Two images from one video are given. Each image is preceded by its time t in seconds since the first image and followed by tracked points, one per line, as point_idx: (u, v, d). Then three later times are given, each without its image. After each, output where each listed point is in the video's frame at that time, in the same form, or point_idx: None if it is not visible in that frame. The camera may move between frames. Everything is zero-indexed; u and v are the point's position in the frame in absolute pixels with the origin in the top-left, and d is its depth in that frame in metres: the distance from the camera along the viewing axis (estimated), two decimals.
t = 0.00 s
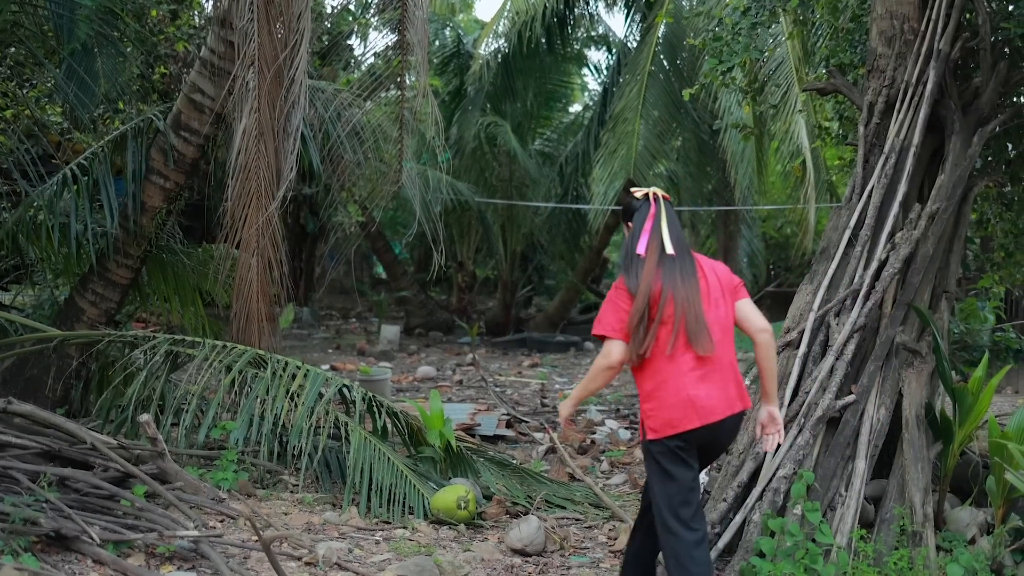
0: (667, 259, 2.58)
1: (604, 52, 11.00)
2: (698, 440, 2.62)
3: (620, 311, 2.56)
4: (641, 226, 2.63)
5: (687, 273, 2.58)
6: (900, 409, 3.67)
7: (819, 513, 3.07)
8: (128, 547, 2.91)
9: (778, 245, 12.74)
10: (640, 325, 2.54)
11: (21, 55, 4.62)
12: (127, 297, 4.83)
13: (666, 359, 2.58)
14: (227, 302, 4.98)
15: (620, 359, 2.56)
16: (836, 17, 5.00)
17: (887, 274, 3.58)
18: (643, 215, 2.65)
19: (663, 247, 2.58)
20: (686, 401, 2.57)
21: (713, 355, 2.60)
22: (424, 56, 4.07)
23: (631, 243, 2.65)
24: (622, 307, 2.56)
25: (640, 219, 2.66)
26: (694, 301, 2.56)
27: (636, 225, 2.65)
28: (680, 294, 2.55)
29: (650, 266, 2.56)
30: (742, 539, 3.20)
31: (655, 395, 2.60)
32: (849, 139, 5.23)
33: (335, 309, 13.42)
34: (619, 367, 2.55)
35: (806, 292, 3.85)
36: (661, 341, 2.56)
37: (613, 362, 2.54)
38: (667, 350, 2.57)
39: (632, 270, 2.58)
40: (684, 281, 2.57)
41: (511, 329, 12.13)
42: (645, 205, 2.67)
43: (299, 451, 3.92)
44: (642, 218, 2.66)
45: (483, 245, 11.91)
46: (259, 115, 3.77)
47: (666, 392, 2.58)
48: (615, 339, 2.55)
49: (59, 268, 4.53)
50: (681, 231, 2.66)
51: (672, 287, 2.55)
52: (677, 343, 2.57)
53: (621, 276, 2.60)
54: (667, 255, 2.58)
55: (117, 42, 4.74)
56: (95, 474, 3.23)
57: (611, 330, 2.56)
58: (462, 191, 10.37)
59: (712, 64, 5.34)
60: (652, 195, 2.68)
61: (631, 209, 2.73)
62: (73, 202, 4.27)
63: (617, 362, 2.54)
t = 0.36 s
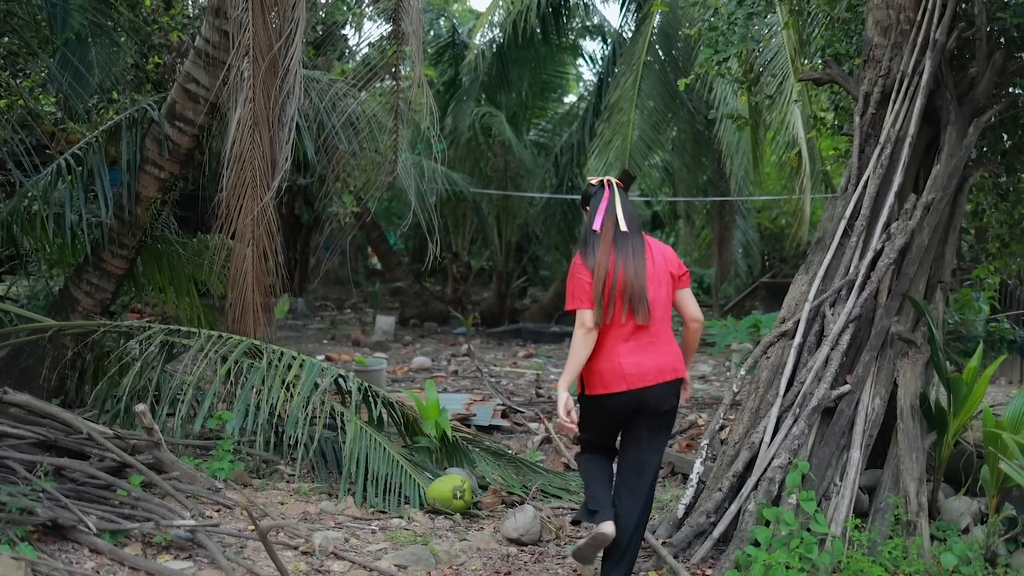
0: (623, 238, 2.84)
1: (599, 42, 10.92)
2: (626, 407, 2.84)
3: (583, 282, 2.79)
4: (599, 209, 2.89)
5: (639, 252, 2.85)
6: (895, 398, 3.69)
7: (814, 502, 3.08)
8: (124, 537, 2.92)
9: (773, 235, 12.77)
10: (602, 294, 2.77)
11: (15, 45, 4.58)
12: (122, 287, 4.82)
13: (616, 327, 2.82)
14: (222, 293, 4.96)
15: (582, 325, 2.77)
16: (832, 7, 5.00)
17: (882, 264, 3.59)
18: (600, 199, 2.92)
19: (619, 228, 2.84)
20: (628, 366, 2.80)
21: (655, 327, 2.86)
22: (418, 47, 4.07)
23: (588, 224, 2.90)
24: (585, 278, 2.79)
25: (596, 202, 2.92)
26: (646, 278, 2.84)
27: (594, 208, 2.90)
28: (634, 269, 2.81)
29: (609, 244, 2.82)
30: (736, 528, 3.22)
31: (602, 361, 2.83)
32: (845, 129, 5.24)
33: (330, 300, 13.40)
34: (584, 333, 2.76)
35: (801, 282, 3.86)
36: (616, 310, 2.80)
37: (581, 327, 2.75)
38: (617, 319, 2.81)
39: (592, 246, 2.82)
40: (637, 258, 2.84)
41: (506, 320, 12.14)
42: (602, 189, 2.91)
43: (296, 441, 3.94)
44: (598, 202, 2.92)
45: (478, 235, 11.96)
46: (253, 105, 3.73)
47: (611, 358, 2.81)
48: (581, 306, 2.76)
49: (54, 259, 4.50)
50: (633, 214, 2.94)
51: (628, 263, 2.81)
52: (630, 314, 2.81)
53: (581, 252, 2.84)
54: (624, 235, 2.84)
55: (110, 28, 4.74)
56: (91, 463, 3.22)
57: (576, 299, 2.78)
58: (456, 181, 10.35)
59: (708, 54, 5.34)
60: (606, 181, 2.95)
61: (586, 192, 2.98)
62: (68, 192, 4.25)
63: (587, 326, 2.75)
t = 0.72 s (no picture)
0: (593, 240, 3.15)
1: (595, 31, 10.84)
2: (593, 388, 3.17)
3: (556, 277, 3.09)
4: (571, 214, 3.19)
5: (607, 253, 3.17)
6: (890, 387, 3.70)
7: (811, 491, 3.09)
8: (122, 526, 2.93)
9: (769, 225, 12.78)
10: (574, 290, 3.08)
11: (10, 33, 4.56)
12: (119, 277, 4.80)
13: (586, 318, 3.11)
14: (218, 281, 4.96)
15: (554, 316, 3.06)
16: None
17: (879, 252, 3.59)
18: (572, 204, 3.21)
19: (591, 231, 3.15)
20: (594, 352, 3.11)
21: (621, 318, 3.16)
22: (414, 34, 3.99)
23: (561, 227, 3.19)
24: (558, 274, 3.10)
25: (567, 205, 3.22)
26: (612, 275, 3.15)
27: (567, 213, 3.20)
28: (603, 268, 3.12)
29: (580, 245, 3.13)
30: (733, 516, 3.23)
31: (571, 348, 3.14)
32: (842, 118, 5.23)
33: (326, 289, 13.40)
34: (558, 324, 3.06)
35: (798, 271, 3.87)
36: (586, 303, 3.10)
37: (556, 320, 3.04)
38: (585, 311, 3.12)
39: (565, 246, 3.12)
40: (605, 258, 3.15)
41: (502, 309, 12.15)
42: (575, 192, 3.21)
43: (292, 430, 3.94)
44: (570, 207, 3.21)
45: (474, 225, 11.94)
46: (250, 93, 3.71)
47: (579, 346, 3.12)
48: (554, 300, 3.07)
49: (50, 248, 4.49)
50: (602, 218, 3.24)
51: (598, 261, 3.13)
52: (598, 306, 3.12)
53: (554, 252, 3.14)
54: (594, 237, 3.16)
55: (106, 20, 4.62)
56: (89, 453, 3.22)
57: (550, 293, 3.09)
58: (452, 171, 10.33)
59: (705, 43, 5.33)
60: (579, 185, 3.22)
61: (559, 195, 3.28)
62: (64, 181, 4.23)
63: (561, 320, 3.04)
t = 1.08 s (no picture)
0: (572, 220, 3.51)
1: (592, 20, 10.73)
2: (583, 353, 3.49)
3: (538, 252, 3.47)
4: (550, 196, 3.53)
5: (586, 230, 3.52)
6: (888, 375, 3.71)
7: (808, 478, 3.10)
8: (121, 513, 2.94)
9: (766, 214, 12.77)
10: (555, 262, 3.44)
11: (5, 21, 4.54)
12: (115, 265, 4.79)
13: (568, 288, 3.47)
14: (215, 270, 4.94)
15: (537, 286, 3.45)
16: None
17: (878, 241, 3.60)
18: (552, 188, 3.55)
19: (568, 211, 3.50)
20: (577, 317, 3.45)
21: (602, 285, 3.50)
22: (412, 22, 3.89)
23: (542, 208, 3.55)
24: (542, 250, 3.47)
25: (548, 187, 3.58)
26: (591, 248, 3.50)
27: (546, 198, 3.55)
28: (581, 243, 3.47)
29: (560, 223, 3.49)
30: (731, 504, 3.24)
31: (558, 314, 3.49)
32: (839, 107, 5.22)
33: (322, 279, 13.38)
34: (541, 292, 3.45)
35: (795, 260, 3.87)
36: (567, 273, 3.46)
37: (539, 288, 3.43)
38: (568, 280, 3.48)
39: (546, 225, 3.49)
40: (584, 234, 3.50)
41: (499, 298, 12.15)
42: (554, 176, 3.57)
43: (290, 419, 3.93)
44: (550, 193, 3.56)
45: (471, 214, 11.92)
46: (246, 82, 3.67)
47: (564, 312, 3.47)
48: (536, 272, 3.44)
49: (47, 236, 4.47)
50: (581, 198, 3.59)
51: (577, 236, 3.49)
52: (579, 275, 3.47)
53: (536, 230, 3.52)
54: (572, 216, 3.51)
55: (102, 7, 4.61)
56: (88, 441, 3.22)
57: (534, 267, 3.46)
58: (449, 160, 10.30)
59: (703, 31, 5.31)
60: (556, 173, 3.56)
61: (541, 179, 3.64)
62: (61, 170, 4.21)
63: (545, 289, 3.43)
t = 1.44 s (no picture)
0: (551, 230, 3.81)
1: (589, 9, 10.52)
2: (597, 342, 3.77)
3: (541, 261, 3.69)
4: (526, 215, 3.76)
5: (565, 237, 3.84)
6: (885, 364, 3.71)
7: (805, 467, 3.11)
8: (120, 503, 2.94)
9: (764, 203, 12.77)
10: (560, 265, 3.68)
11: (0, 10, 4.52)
12: (112, 255, 4.77)
13: (577, 286, 3.72)
14: (212, 260, 4.93)
15: (555, 290, 3.64)
16: None
17: (875, 230, 3.60)
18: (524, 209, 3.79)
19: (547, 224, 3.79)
20: (595, 305, 3.71)
21: (601, 276, 3.81)
22: (408, 11, 3.88)
23: (521, 228, 3.77)
24: (541, 259, 3.70)
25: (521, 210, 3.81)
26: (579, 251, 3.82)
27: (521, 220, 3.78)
28: (569, 246, 3.78)
29: (545, 235, 3.77)
30: (728, 492, 3.25)
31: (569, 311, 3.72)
32: (837, 96, 5.21)
33: (319, 268, 13.36)
34: (561, 294, 3.64)
35: (793, 249, 3.86)
36: (571, 273, 3.72)
37: (560, 291, 3.63)
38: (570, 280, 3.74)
39: (536, 239, 3.73)
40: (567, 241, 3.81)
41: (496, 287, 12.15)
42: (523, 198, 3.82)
43: (288, 408, 3.93)
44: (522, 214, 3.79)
45: (468, 203, 11.91)
46: (243, 71, 3.65)
47: (580, 306, 3.71)
48: (552, 278, 3.64)
49: (43, 225, 4.45)
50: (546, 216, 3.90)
51: (563, 242, 3.79)
52: (582, 272, 3.75)
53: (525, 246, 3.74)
54: (549, 228, 3.81)
55: None
56: (86, 430, 3.22)
57: (545, 274, 3.66)
58: (446, 149, 10.28)
59: (700, 20, 5.30)
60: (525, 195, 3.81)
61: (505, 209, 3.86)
62: (58, 159, 4.19)
63: (563, 289, 3.63)
